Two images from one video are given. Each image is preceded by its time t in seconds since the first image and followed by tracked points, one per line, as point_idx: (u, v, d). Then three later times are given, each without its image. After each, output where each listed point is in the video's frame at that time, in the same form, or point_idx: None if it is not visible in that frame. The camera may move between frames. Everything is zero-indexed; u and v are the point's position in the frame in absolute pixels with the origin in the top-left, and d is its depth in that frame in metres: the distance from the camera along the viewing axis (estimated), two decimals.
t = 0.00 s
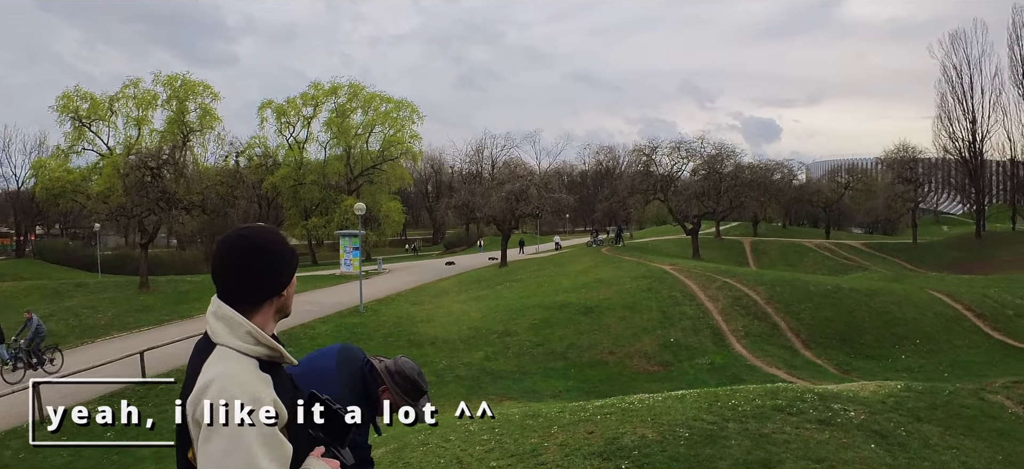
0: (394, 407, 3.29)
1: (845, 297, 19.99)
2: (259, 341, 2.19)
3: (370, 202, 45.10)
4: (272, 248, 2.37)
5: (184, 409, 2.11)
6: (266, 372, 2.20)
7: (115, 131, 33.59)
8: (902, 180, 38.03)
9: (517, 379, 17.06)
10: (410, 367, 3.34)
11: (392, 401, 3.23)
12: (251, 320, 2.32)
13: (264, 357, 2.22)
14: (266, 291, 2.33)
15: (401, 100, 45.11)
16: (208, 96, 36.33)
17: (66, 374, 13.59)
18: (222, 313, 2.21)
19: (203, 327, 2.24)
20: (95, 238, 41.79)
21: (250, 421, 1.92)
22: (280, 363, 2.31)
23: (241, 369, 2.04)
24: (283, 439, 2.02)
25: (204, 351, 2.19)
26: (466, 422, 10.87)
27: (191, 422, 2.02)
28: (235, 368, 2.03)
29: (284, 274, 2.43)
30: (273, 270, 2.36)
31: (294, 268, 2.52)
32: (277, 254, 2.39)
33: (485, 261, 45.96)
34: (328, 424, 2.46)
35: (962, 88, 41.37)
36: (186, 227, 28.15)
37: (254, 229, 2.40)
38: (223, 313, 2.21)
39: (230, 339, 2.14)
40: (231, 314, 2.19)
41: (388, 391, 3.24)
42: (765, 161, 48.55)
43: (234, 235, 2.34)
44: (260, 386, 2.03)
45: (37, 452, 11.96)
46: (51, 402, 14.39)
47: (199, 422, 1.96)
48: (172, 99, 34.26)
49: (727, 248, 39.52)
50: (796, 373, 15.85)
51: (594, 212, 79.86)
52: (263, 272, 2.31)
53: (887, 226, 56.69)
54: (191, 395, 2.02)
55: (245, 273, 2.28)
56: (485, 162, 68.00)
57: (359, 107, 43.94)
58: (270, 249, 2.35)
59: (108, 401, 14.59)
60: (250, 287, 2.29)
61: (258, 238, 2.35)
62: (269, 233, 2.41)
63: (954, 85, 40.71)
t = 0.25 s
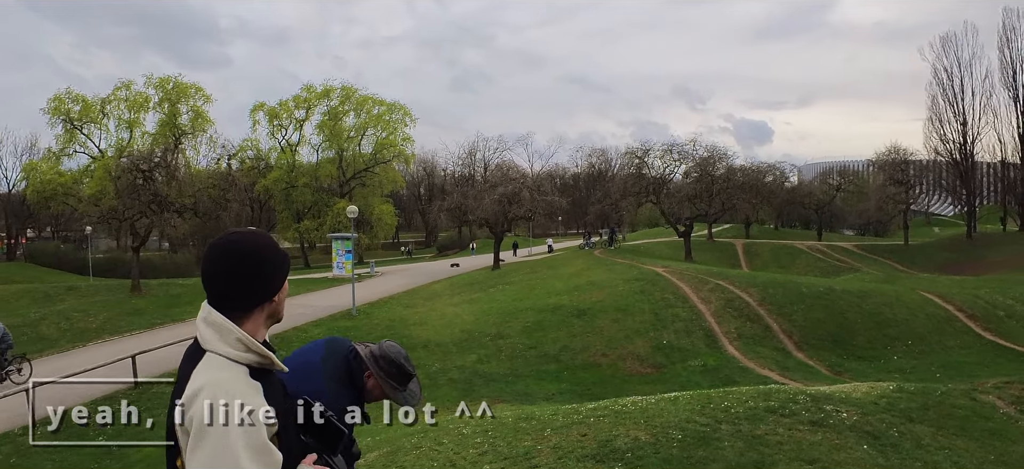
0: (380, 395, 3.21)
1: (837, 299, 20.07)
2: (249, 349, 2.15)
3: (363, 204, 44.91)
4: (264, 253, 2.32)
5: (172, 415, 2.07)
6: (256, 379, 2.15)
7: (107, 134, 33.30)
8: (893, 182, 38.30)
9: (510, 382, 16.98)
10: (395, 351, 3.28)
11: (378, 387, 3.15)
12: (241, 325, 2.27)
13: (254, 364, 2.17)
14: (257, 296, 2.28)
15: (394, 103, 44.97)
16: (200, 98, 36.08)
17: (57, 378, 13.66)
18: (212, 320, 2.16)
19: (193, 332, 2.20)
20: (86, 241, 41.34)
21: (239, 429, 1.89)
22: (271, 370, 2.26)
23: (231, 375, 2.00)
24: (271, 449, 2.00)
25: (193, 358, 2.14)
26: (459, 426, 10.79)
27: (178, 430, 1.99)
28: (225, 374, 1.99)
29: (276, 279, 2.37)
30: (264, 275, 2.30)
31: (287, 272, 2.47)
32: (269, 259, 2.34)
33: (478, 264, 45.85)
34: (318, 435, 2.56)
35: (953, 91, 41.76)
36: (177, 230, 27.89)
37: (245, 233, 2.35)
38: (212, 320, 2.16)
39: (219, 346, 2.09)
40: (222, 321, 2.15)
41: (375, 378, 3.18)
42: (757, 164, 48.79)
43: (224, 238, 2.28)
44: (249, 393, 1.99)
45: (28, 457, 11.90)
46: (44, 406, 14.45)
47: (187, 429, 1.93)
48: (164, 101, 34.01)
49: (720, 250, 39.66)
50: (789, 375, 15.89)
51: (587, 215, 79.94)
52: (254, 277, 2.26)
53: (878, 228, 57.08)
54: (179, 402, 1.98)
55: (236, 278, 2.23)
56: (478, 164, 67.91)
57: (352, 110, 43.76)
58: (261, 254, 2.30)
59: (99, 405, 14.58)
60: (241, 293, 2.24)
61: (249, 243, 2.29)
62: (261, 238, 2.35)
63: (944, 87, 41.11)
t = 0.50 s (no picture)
0: (351, 355, 3.81)
1: (832, 300, 20.13)
2: (246, 354, 2.13)
3: (358, 207, 44.84)
4: (260, 257, 2.29)
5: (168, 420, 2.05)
6: (253, 384, 2.12)
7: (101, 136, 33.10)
8: (888, 184, 38.51)
9: (505, 384, 16.95)
10: (358, 318, 3.95)
11: (345, 347, 3.78)
12: (237, 329, 2.24)
13: (250, 369, 2.15)
14: (253, 299, 2.25)
15: (389, 105, 44.91)
16: (195, 100, 35.93)
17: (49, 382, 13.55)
18: (208, 323, 2.14)
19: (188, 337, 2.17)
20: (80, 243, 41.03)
21: (236, 435, 1.89)
22: (268, 374, 2.24)
23: (228, 380, 1.98)
24: (268, 454, 1.99)
25: (190, 362, 2.11)
26: (455, 428, 10.74)
27: (174, 435, 1.97)
28: (222, 379, 1.97)
29: (272, 282, 2.35)
30: (260, 278, 2.27)
31: (282, 275, 2.45)
32: (265, 261, 2.31)
33: (473, 266, 45.76)
34: (314, 439, 2.60)
35: (947, 92, 42.04)
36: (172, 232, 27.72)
37: (240, 235, 2.31)
38: (206, 324, 2.14)
39: (214, 351, 2.07)
40: (219, 325, 2.13)
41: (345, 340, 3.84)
42: (752, 165, 48.95)
43: (218, 240, 2.24)
44: (246, 398, 1.98)
45: (21, 460, 11.77)
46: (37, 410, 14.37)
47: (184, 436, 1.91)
48: (159, 103, 33.90)
49: (715, 252, 39.76)
50: (784, 376, 15.93)
51: (582, 217, 80.01)
52: (249, 281, 2.23)
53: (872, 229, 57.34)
54: (175, 408, 1.96)
55: (232, 282, 2.19)
56: (473, 166, 67.87)
57: (347, 112, 43.70)
58: (258, 257, 2.26)
59: (92, 409, 14.46)
60: (237, 298, 2.21)
61: (245, 245, 2.26)
62: (256, 240, 2.32)
63: (938, 89, 41.39)
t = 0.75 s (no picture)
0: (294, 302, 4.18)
1: (827, 301, 20.18)
2: (242, 359, 2.13)
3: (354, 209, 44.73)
4: (257, 261, 2.27)
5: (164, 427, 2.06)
6: (248, 390, 2.13)
7: (96, 138, 32.93)
8: (882, 185, 38.66)
9: (501, 386, 16.92)
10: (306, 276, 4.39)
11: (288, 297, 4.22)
12: (233, 334, 2.23)
13: (247, 375, 2.15)
14: (250, 303, 2.24)
15: (384, 106, 44.86)
16: (190, 102, 35.77)
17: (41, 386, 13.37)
18: (204, 328, 2.14)
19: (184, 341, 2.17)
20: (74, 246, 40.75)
21: (231, 443, 1.90)
22: (264, 379, 2.24)
23: (225, 388, 1.99)
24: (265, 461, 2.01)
25: (185, 368, 2.12)
26: (451, 431, 10.70)
27: (170, 442, 1.98)
28: (219, 387, 1.97)
29: (270, 286, 2.34)
30: (256, 282, 2.26)
31: (279, 278, 2.44)
32: (262, 265, 2.30)
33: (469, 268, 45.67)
34: (311, 444, 2.55)
35: (941, 94, 42.30)
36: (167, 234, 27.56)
37: (237, 238, 2.30)
38: (203, 329, 2.14)
39: (210, 357, 2.07)
40: (214, 330, 2.13)
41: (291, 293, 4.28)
42: (747, 167, 49.09)
43: (214, 244, 2.23)
44: (243, 405, 1.99)
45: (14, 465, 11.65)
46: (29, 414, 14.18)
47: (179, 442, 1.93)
48: (153, 105, 33.77)
49: (710, 253, 39.85)
50: (780, 377, 15.96)
51: (577, 218, 80.04)
52: (246, 285, 2.22)
53: (867, 230, 57.55)
54: (172, 414, 1.97)
55: (228, 287, 2.18)
56: (469, 168, 67.84)
57: (342, 114, 43.63)
58: (254, 261, 2.25)
59: (87, 412, 14.28)
60: (233, 302, 2.20)
61: (241, 249, 2.25)
62: (252, 244, 2.31)
63: (931, 91, 41.64)
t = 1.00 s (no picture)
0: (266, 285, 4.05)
1: (824, 301, 20.21)
2: (236, 365, 2.17)
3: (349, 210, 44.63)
4: (251, 264, 2.28)
5: (157, 429, 2.10)
6: (241, 396, 2.16)
7: (91, 139, 32.73)
8: (878, 186, 38.80)
9: (498, 387, 16.87)
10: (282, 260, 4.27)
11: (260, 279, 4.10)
12: (227, 336, 2.26)
13: (240, 380, 2.19)
14: (245, 306, 2.25)
15: (380, 107, 44.80)
16: (186, 103, 35.61)
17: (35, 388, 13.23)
18: (197, 332, 2.17)
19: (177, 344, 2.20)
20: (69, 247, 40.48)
21: (225, 449, 1.95)
22: (257, 384, 2.26)
23: (216, 395, 2.02)
24: (256, 467, 2.05)
25: (178, 372, 2.15)
26: (447, 432, 10.64)
27: (161, 447, 2.02)
28: (211, 395, 2.01)
29: (265, 289, 2.35)
30: (252, 285, 2.27)
31: (275, 279, 2.44)
32: (258, 268, 2.31)
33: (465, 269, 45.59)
34: (307, 450, 2.45)
35: (936, 95, 42.49)
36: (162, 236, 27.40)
37: (234, 239, 2.32)
38: (196, 332, 2.17)
39: (204, 363, 2.10)
40: (207, 335, 2.16)
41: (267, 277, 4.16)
42: (743, 168, 49.19)
43: (208, 245, 2.24)
44: (236, 413, 2.03)
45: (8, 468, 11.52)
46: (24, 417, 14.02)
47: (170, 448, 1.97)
48: (149, 106, 33.62)
49: (707, 254, 39.89)
50: (776, 377, 15.97)
51: (574, 219, 80.03)
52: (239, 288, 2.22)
53: (862, 231, 57.73)
54: (164, 420, 2.00)
55: (222, 293, 2.19)
56: (464, 169, 67.75)
57: (338, 115, 43.54)
58: (248, 264, 2.26)
59: (83, 414, 14.13)
60: (226, 304, 2.21)
61: (236, 252, 2.26)
62: (247, 245, 2.32)
63: (927, 92, 41.82)
